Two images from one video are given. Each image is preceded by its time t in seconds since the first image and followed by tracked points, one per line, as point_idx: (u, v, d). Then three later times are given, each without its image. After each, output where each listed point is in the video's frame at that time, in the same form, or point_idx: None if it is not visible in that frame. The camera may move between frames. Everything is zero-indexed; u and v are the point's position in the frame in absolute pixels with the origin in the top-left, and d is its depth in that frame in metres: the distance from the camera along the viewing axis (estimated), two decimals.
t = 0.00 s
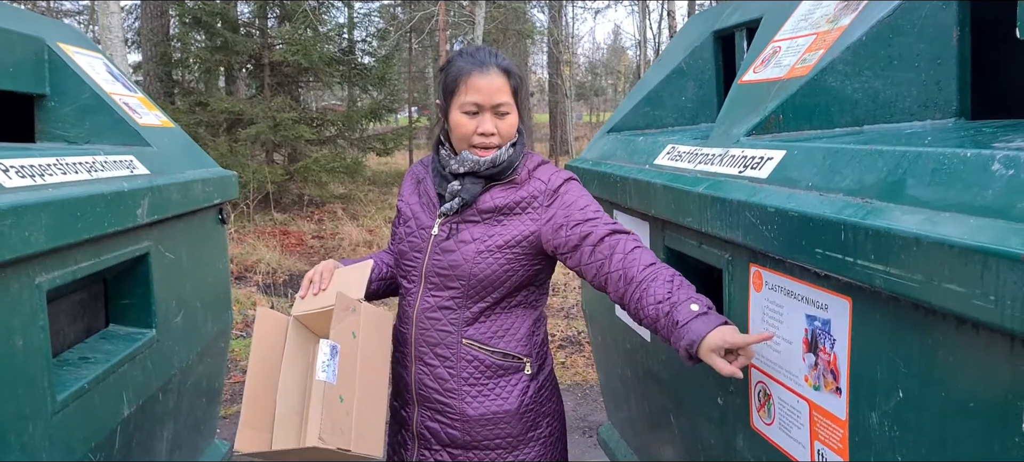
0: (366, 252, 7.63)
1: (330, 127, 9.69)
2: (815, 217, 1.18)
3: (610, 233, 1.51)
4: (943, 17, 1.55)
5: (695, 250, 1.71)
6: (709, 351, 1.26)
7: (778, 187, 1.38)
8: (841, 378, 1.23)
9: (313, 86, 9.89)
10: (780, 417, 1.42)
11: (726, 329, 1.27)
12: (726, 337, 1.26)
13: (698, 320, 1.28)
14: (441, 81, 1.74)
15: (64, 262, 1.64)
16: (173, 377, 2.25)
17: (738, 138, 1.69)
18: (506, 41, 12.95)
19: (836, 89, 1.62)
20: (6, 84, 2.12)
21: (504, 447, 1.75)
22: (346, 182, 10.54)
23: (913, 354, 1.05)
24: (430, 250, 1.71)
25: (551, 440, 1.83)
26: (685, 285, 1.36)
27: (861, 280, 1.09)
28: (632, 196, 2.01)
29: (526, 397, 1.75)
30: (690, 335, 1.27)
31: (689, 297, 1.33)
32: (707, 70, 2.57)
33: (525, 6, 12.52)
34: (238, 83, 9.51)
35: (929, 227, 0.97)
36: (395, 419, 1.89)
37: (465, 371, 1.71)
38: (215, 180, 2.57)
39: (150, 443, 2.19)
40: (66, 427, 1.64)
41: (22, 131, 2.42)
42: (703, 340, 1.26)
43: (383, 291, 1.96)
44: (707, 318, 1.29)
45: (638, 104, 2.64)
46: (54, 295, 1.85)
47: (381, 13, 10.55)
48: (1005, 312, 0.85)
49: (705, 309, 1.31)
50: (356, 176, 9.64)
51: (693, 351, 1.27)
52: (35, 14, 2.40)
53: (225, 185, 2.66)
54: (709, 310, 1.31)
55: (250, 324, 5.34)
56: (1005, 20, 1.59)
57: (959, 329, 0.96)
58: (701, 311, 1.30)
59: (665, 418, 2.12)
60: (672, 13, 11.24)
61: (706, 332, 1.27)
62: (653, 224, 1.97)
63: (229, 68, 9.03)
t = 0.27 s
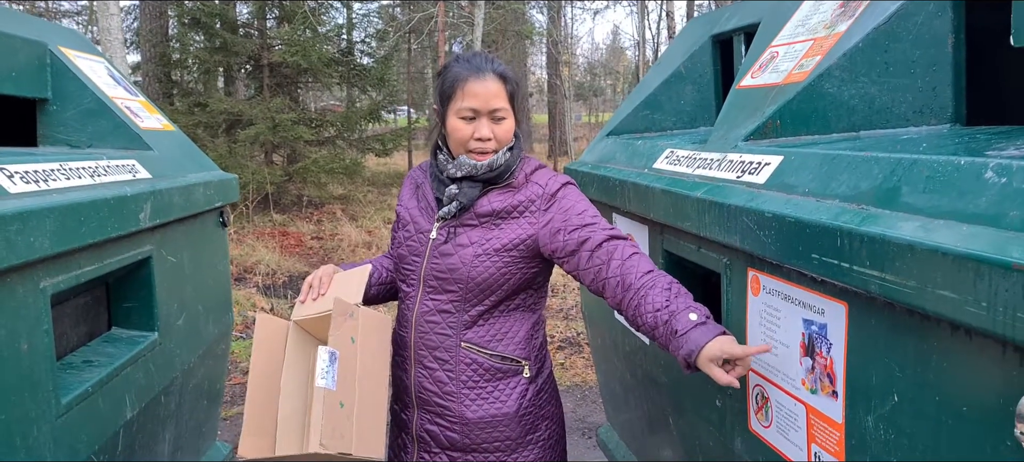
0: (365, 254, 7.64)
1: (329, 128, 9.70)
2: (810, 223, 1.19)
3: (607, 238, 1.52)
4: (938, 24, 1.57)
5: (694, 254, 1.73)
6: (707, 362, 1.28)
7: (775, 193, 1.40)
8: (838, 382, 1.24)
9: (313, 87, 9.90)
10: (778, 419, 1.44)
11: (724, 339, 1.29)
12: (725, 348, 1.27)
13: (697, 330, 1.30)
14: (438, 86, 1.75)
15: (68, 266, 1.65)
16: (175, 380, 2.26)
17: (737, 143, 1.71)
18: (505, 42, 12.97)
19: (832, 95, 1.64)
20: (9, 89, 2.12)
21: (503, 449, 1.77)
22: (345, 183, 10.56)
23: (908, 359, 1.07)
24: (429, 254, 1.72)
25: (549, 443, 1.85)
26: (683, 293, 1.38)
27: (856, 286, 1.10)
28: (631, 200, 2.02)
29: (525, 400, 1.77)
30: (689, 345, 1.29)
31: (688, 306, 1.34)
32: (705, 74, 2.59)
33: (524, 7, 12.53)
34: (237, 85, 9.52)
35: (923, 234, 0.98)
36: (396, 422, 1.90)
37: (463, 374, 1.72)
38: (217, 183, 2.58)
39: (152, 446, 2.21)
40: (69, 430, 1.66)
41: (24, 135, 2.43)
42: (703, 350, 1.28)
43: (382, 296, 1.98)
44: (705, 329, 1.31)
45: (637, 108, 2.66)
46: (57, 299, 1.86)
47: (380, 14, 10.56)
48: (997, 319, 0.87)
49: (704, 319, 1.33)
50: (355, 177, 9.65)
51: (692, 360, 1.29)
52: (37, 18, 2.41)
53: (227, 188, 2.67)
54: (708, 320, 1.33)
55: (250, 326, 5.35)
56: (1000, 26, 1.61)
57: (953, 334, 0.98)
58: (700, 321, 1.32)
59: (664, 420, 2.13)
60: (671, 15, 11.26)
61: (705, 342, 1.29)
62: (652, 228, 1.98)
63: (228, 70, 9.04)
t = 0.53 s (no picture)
0: (363, 253, 7.64)
1: (327, 127, 9.70)
2: (808, 220, 1.20)
3: (604, 241, 1.53)
4: (935, 22, 1.57)
5: (692, 252, 1.74)
6: (709, 376, 1.32)
7: (773, 190, 1.40)
8: (835, 377, 1.25)
9: (311, 87, 9.90)
10: (776, 416, 1.44)
11: (724, 352, 1.33)
12: (726, 362, 1.31)
13: (698, 343, 1.33)
14: (435, 85, 1.75)
15: (67, 264, 1.66)
16: (173, 378, 2.26)
17: (735, 141, 1.72)
18: (503, 41, 12.98)
19: (830, 93, 1.65)
20: (7, 87, 2.13)
21: (501, 447, 1.77)
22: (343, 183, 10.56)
23: (905, 354, 1.08)
24: (425, 251, 1.72)
25: (547, 440, 1.85)
26: (682, 302, 1.41)
27: (854, 282, 1.11)
28: (630, 199, 2.03)
29: (522, 397, 1.77)
30: (690, 358, 1.32)
31: (688, 317, 1.37)
32: (703, 72, 2.60)
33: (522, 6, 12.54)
34: (235, 84, 9.52)
35: (921, 230, 0.99)
36: (394, 420, 1.91)
37: (461, 372, 1.73)
38: (216, 182, 2.59)
39: (151, 444, 2.21)
40: (69, 428, 1.66)
41: (23, 133, 2.43)
42: (703, 363, 1.32)
43: (379, 296, 1.98)
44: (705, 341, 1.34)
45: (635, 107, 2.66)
46: (57, 297, 1.86)
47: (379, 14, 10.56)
48: (993, 313, 0.87)
49: (703, 330, 1.36)
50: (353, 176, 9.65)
51: (692, 372, 1.33)
52: (36, 17, 2.41)
53: (226, 187, 2.68)
54: (707, 331, 1.36)
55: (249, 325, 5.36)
56: (997, 24, 1.61)
57: (949, 329, 0.98)
58: (700, 333, 1.35)
59: (663, 418, 2.14)
60: (669, 14, 11.27)
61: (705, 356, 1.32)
62: (651, 226, 1.99)
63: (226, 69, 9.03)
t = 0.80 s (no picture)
0: (362, 254, 7.64)
1: (325, 128, 9.70)
2: (808, 222, 1.21)
3: (605, 244, 1.55)
4: (933, 26, 1.60)
5: (693, 253, 1.75)
6: (707, 373, 1.31)
7: (774, 192, 1.42)
8: (835, 377, 1.26)
9: (309, 87, 9.91)
10: (777, 415, 1.46)
11: (721, 349, 1.33)
12: (723, 357, 1.31)
13: (695, 341, 1.34)
14: (439, 88, 1.76)
15: (72, 266, 1.67)
16: (176, 379, 2.27)
17: (735, 143, 1.73)
18: (501, 43, 13.00)
19: (829, 96, 1.66)
20: (10, 89, 2.14)
21: (503, 446, 1.78)
22: (342, 184, 10.56)
23: (904, 354, 1.09)
24: (428, 253, 1.73)
25: (548, 439, 1.86)
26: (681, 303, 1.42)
27: (854, 283, 1.12)
28: (630, 200, 2.04)
29: (525, 396, 1.78)
30: (688, 355, 1.32)
31: (687, 316, 1.38)
32: (702, 74, 2.61)
33: (519, 7, 12.55)
34: (234, 85, 9.52)
35: (920, 232, 1.00)
36: (396, 421, 1.92)
37: (464, 372, 1.74)
38: (217, 183, 2.59)
39: (153, 444, 2.21)
40: (74, 428, 1.67)
41: (25, 135, 2.44)
42: (701, 360, 1.32)
43: (379, 296, 1.99)
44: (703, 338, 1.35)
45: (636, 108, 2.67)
46: (61, 298, 1.87)
47: (376, 14, 10.57)
48: (991, 314, 0.89)
49: (701, 328, 1.36)
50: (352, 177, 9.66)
51: (691, 369, 1.33)
52: (37, 19, 2.41)
53: (227, 188, 2.69)
54: (706, 331, 1.37)
55: (248, 326, 5.37)
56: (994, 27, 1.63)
57: (949, 329, 1.00)
58: (698, 331, 1.36)
59: (663, 418, 2.15)
60: (667, 15, 11.28)
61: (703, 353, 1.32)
62: (651, 227, 2.00)
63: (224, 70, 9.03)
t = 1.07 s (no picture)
0: (359, 254, 7.64)
1: (322, 128, 9.70)
2: (807, 225, 1.22)
3: (604, 249, 1.56)
4: (929, 30, 1.60)
5: (691, 255, 1.76)
6: (699, 379, 1.32)
7: (772, 195, 1.43)
8: (834, 379, 1.28)
9: (306, 88, 9.91)
10: (775, 417, 1.47)
11: (715, 356, 1.34)
12: (715, 364, 1.31)
13: (688, 348, 1.35)
14: (441, 91, 1.77)
15: (74, 269, 1.67)
16: (176, 381, 2.28)
17: (734, 146, 1.74)
18: (498, 43, 13.01)
19: (827, 99, 1.68)
20: (10, 92, 2.14)
21: (504, 446, 1.79)
22: (339, 184, 10.56)
23: (902, 356, 1.10)
24: (429, 255, 1.74)
25: (548, 439, 1.87)
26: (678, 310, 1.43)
27: (851, 286, 1.14)
28: (629, 202, 2.05)
29: (526, 397, 1.80)
30: (681, 362, 1.34)
31: (682, 324, 1.39)
32: (700, 77, 2.63)
33: (516, 7, 12.56)
34: (230, 86, 9.51)
35: (917, 236, 1.01)
36: (397, 421, 1.92)
37: (465, 373, 1.75)
38: (217, 185, 2.60)
39: (154, 446, 2.22)
40: (76, 430, 1.68)
41: (25, 137, 2.44)
42: (693, 367, 1.33)
43: (380, 298, 2.00)
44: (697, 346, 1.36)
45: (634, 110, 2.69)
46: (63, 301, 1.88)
47: (373, 14, 10.57)
48: (988, 318, 0.90)
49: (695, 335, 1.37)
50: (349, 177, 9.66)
51: (683, 376, 1.34)
52: (37, 21, 2.42)
53: (226, 190, 2.69)
54: (700, 338, 1.38)
55: (246, 327, 5.37)
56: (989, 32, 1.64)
57: (945, 332, 1.01)
58: (692, 338, 1.37)
59: (662, 419, 2.16)
60: (664, 15, 11.30)
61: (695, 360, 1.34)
62: (650, 229, 2.01)
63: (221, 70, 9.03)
